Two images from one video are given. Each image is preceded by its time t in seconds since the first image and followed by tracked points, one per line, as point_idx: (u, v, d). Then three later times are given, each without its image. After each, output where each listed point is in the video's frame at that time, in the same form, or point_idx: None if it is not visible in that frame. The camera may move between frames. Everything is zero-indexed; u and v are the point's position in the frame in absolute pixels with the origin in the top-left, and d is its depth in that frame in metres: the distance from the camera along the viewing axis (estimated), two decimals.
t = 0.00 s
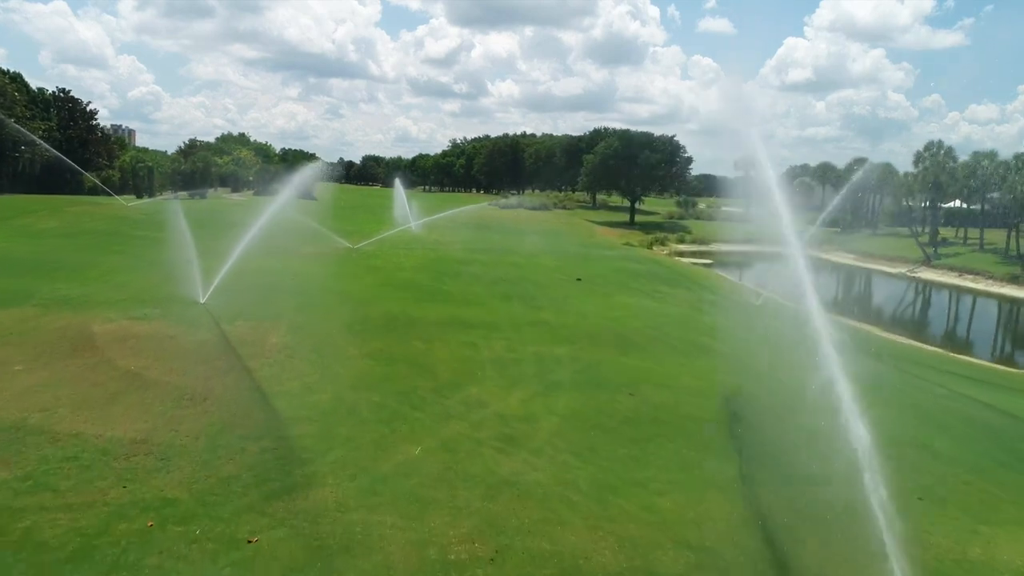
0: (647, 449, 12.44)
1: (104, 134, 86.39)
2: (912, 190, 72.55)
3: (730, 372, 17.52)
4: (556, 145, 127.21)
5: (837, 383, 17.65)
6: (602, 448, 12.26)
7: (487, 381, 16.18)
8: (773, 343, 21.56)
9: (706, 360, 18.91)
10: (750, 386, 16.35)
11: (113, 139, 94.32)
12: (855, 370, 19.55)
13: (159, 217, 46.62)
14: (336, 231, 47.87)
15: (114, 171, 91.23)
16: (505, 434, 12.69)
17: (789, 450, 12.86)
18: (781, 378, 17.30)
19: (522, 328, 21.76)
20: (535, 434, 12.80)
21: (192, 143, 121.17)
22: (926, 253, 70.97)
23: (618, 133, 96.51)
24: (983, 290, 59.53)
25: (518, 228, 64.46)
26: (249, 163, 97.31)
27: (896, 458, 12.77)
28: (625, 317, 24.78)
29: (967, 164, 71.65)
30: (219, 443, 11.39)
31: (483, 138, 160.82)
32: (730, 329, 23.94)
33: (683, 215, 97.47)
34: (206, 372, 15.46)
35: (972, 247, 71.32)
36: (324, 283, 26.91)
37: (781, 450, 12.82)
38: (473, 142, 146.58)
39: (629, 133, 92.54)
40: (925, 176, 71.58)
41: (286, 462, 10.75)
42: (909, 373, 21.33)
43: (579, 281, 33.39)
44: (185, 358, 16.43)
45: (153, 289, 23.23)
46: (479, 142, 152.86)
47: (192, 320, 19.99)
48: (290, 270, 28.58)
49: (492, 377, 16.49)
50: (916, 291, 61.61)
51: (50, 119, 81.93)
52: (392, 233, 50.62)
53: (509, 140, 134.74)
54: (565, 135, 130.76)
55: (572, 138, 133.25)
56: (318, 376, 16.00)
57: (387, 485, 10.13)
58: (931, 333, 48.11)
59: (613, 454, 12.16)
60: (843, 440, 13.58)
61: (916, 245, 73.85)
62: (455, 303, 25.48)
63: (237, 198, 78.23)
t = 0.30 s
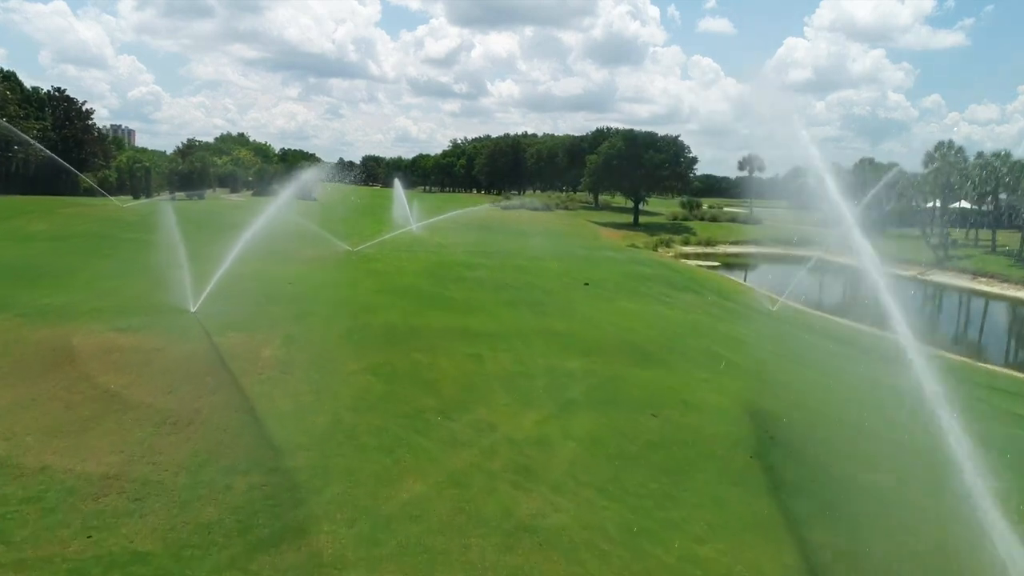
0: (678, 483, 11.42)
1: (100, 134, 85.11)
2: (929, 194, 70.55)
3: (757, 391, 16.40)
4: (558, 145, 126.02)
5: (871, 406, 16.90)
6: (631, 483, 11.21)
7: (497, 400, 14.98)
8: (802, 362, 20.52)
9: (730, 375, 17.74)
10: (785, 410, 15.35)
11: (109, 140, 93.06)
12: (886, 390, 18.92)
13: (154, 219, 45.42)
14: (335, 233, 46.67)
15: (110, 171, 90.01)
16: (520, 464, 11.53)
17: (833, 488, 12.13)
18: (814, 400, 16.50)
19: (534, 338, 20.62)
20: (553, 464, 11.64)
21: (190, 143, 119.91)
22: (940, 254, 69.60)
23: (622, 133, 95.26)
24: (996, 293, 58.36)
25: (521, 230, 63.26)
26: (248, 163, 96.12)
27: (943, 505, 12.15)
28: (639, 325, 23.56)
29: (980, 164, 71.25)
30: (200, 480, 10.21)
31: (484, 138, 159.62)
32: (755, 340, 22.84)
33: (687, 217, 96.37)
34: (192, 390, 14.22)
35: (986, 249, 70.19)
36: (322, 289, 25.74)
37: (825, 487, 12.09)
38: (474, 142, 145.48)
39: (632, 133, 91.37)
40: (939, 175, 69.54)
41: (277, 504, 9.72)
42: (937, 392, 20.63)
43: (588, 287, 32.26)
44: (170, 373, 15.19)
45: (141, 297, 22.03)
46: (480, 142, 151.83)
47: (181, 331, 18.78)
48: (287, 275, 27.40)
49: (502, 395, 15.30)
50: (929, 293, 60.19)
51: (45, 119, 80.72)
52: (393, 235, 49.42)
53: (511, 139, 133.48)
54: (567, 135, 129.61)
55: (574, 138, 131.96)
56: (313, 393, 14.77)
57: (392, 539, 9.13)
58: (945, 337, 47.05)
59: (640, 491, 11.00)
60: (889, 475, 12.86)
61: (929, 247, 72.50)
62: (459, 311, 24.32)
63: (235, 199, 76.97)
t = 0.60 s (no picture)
0: (714, 528, 10.32)
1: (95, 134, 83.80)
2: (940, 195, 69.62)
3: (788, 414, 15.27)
4: (560, 145, 124.70)
5: (921, 423, 15.66)
6: (662, 530, 10.13)
7: (508, 423, 13.79)
8: (831, 375, 19.36)
9: (755, 395, 16.63)
10: (824, 432, 14.20)
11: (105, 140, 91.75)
12: (926, 401, 17.72)
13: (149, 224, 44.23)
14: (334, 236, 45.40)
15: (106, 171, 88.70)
16: (537, 506, 10.44)
17: (901, 533, 10.89)
18: (860, 420, 15.26)
19: (545, 351, 19.46)
20: (574, 506, 10.53)
21: (188, 143, 118.64)
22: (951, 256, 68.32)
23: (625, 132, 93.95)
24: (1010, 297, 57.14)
25: (524, 231, 62.06)
26: (247, 164, 94.93)
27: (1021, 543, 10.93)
28: (653, 335, 22.36)
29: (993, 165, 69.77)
30: (175, 530, 9.14)
31: (484, 138, 158.35)
32: (778, 352, 21.67)
33: (691, 218, 95.16)
34: (171, 414, 12.99)
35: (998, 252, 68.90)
36: (319, 296, 24.53)
37: (891, 533, 10.88)
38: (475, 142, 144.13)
39: (637, 133, 90.06)
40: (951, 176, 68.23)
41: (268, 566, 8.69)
42: (981, 399, 19.40)
43: (597, 293, 31.10)
44: (148, 393, 13.95)
45: (127, 305, 20.75)
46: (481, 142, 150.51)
47: (166, 344, 17.52)
48: (283, 280, 26.17)
49: (514, 417, 14.13)
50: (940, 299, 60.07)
51: (39, 118, 79.41)
52: (393, 238, 48.17)
53: (512, 139, 132.14)
54: (568, 135, 128.24)
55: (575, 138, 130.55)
56: (306, 415, 13.53)
57: None
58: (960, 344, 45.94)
59: (671, 540, 9.90)
60: (958, 512, 11.63)
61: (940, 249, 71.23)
62: (465, 319, 23.18)
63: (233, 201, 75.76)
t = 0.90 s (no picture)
0: None
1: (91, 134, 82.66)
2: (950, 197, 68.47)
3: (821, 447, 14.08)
4: (561, 145, 123.46)
5: (968, 455, 14.45)
6: None
7: (518, 458, 12.63)
8: (861, 395, 18.15)
9: (783, 422, 15.42)
10: (865, 470, 13.00)
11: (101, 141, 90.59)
12: (967, 426, 16.52)
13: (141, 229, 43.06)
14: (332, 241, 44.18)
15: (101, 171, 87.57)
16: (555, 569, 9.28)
17: None
18: (903, 455, 14.06)
19: (556, 369, 18.23)
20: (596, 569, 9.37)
21: (186, 144, 117.45)
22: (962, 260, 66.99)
23: (627, 133, 92.70)
24: None
25: (527, 233, 60.83)
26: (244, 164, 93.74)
27: None
28: (668, 350, 21.15)
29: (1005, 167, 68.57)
30: None
31: (484, 138, 157.13)
32: (801, 370, 20.46)
33: (695, 220, 93.94)
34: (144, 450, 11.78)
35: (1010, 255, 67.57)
36: (316, 307, 23.30)
37: None
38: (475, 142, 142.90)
39: (640, 133, 88.75)
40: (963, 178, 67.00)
41: None
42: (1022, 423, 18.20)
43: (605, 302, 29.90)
44: (120, 426, 12.72)
45: (109, 320, 19.55)
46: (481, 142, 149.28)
47: (146, 366, 16.31)
48: (276, 290, 24.96)
49: (524, 450, 12.93)
50: (950, 303, 58.46)
51: (32, 119, 78.37)
52: (393, 242, 46.91)
53: (513, 139, 130.95)
54: (569, 135, 127.04)
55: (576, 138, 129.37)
56: (296, 450, 12.32)
57: None
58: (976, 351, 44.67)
59: None
60: None
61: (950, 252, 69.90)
62: (469, 333, 21.97)
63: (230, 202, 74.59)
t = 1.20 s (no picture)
0: None
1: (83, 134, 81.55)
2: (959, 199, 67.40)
3: (859, 491, 12.81)
4: (562, 146, 122.15)
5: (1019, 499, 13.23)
6: None
7: (525, 504, 11.38)
8: (894, 425, 16.90)
9: (814, 457, 14.14)
10: (910, 523, 11.81)
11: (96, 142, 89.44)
12: (1014, 464, 15.27)
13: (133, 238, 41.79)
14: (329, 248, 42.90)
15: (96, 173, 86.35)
16: None
17: None
18: (948, 501, 12.81)
19: (564, 392, 16.97)
20: None
21: (182, 145, 116.26)
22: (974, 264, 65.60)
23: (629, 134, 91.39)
24: None
25: (529, 237, 59.53)
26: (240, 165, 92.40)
27: None
28: (682, 370, 19.87)
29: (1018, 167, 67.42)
30: None
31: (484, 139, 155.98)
32: (828, 395, 19.14)
33: (699, 222, 92.68)
34: (106, 500, 10.54)
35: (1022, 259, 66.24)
36: (308, 323, 22.02)
37: None
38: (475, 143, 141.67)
39: (643, 134, 87.50)
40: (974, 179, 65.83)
41: None
42: None
43: (612, 313, 28.59)
44: (81, 468, 11.45)
45: (84, 339, 18.26)
46: (481, 142, 148.08)
47: (119, 394, 15.04)
48: (267, 304, 23.69)
49: (534, 495, 11.65)
50: (961, 309, 56.97)
51: (24, 119, 77.24)
52: (392, 248, 45.61)
53: (513, 140, 129.62)
54: (570, 136, 125.73)
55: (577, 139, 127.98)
56: (278, 500, 11.04)
57: None
58: (994, 358, 43.31)
59: None
60: None
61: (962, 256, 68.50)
62: (471, 351, 20.70)
63: (226, 207, 73.42)
